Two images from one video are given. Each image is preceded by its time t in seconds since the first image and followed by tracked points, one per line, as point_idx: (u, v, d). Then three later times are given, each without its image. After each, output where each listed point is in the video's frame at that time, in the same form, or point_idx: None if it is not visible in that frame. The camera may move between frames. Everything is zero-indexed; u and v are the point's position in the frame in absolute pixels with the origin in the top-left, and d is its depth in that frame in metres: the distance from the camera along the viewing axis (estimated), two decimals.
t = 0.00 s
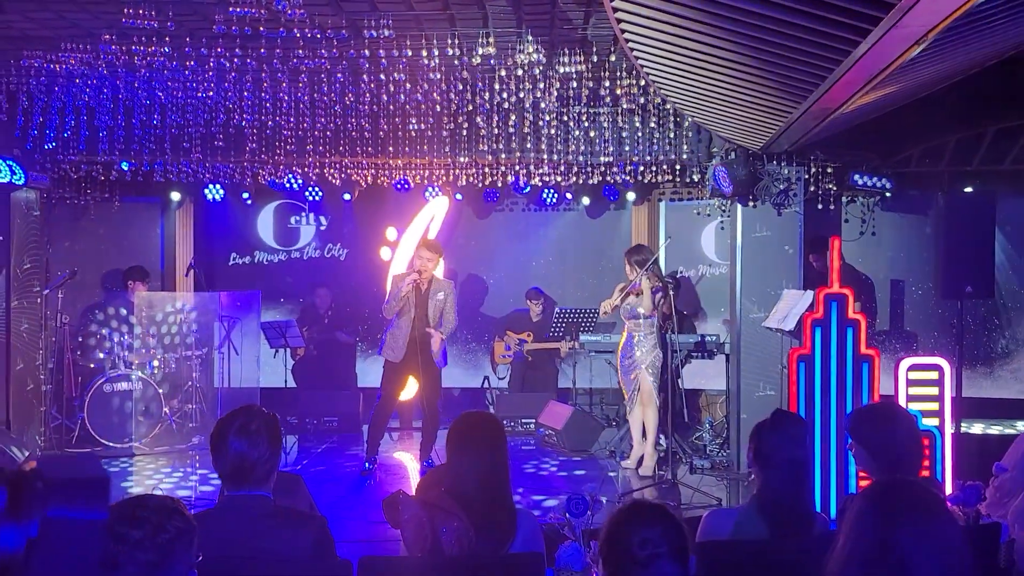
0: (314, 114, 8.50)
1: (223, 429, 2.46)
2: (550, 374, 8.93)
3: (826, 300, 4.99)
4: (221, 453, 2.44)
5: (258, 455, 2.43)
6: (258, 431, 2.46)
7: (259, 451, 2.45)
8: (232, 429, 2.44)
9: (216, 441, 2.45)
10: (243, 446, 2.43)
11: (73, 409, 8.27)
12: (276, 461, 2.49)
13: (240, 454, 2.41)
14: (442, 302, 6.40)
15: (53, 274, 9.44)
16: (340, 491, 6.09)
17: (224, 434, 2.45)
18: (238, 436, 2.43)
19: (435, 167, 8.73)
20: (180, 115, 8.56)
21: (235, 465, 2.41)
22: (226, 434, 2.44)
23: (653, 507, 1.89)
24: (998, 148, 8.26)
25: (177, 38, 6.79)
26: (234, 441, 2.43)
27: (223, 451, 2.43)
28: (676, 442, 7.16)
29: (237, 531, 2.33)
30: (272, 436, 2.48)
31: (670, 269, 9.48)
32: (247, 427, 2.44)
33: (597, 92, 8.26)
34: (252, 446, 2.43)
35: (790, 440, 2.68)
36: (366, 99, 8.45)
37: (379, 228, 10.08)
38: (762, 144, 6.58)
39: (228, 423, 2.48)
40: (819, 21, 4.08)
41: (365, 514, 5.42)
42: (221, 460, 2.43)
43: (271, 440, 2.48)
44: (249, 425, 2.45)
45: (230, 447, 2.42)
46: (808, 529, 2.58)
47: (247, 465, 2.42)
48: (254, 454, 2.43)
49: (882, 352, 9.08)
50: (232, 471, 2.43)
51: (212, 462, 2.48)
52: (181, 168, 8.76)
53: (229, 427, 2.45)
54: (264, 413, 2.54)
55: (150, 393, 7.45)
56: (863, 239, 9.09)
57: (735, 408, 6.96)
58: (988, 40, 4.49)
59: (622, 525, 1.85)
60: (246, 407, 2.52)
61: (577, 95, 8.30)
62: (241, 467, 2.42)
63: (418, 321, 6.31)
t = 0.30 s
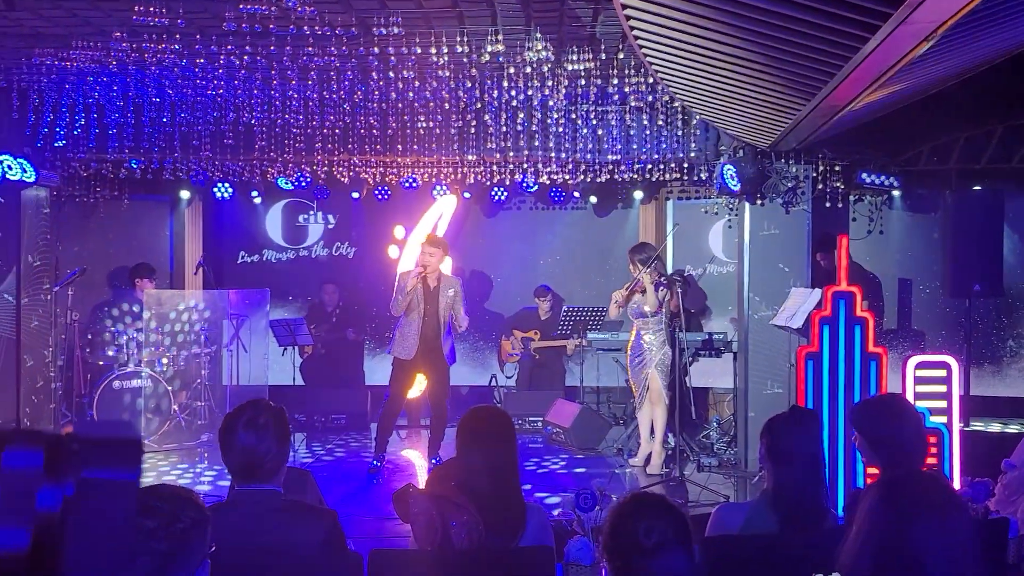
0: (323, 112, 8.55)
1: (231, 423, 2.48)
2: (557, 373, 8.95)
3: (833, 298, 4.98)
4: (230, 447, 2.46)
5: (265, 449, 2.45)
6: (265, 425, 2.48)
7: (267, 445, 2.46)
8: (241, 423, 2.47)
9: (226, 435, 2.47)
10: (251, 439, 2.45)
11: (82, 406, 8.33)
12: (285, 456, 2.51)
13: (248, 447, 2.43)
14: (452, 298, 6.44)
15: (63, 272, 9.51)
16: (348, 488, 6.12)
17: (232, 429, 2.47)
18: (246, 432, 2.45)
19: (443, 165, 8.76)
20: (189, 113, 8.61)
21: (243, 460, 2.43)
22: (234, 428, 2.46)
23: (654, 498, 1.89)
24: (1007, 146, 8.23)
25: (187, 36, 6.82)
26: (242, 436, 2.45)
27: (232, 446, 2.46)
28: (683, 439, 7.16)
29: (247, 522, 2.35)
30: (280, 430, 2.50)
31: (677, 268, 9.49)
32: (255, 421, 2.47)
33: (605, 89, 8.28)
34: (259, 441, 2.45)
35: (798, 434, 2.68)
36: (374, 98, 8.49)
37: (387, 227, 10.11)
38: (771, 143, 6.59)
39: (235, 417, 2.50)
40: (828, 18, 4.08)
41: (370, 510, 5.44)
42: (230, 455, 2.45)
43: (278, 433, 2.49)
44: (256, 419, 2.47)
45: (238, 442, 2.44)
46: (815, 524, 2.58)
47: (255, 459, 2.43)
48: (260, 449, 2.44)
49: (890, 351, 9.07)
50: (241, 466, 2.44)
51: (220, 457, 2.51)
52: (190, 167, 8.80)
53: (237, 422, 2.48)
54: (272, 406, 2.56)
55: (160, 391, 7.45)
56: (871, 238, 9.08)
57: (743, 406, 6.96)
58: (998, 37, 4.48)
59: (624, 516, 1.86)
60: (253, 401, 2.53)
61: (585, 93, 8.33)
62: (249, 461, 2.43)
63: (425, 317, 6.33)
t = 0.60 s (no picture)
0: (331, 111, 8.59)
1: (241, 419, 2.50)
2: (563, 371, 8.96)
3: (840, 296, 4.98)
4: (240, 442, 2.48)
5: (276, 443, 2.46)
6: (276, 419, 2.50)
7: (277, 439, 2.48)
8: (250, 418, 2.48)
9: (235, 431, 2.49)
10: (261, 433, 2.47)
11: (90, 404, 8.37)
12: (295, 451, 2.52)
13: (258, 441, 2.45)
14: (456, 296, 6.47)
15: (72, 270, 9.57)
16: (358, 485, 6.13)
17: (242, 425, 2.49)
18: (256, 427, 2.47)
19: (450, 164, 8.78)
20: (197, 112, 8.66)
21: (252, 454, 2.44)
22: (244, 424, 2.48)
23: (667, 489, 1.89)
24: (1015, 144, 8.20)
25: (196, 34, 6.85)
26: (253, 430, 2.47)
27: (243, 440, 2.47)
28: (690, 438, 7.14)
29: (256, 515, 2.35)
30: (290, 426, 2.52)
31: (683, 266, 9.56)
32: (265, 415, 2.48)
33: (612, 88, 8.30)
34: (269, 435, 2.47)
35: (803, 429, 2.66)
36: (381, 97, 8.52)
37: (393, 226, 10.14)
38: (778, 140, 6.57)
39: (245, 413, 2.52)
40: (835, 13, 4.07)
41: (380, 507, 5.46)
42: (240, 450, 2.47)
43: (287, 427, 2.51)
44: (265, 414, 2.49)
45: (249, 437, 2.46)
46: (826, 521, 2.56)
47: (265, 453, 2.44)
48: (270, 442, 2.45)
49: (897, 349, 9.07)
50: (250, 460, 2.45)
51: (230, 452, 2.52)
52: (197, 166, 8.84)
53: (247, 417, 2.49)
54: (281, 402, 2.58)
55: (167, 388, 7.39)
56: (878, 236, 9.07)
57: (749, 405, 6.97)
58: (1006, 32, 4.46)
59: (636, 505, 1.85)
60: (262, 396, 2.55)
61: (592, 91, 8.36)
62: (259, 456, 2.44)
63: (429, 315, 6.32)
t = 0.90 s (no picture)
0: (341, 107, 8.65)
1: (252, 410, 2.51)
2: (573, 368, 8.98)
3: (850, 290, 4.94)
4: (252, 432, 2.50)
5: (286, 432, 2.47)
6: (287, 409, 2.52)
7: (288, 429, 2.49)
8: (261, 409, 2.51)
9: (247, 421, 2.52)
10: (273, 423, 2.49)
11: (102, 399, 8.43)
12: (306, 441, 2.53)
13: (269, 432, 2.46)
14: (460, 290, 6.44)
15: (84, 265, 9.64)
16: (368, 480, 6.18)
17: (253, 416, 2.51)
18: (269, 418, 2.50)
19: (459, 160, 8.80)
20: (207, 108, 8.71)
21: (264, 445, 2.46)
22: (256, 416, 2.50)
23: (681, 476, 1.90)
24: None
25: (207, 30, 6.89)
26: (265, 421, 2.49)
27: (254, 431, 2.49)
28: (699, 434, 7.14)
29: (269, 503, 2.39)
30: (300, 416, 2.53)
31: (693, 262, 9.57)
32: (276, 405, 2.50)
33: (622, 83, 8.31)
34: (281, 425, 2.49)
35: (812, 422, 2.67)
36: (391, 93, 8.56)
37: (403, 222, 10.17)
38: (787, 135, 6.55)
39: (255, 404, 2.54)
40: (844, 6, 4.06)
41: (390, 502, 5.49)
42: (251, 441, 2.49)
43: (298, 419, 2.53)
44: (277, 405, 2.51)
45: (261, 428, 2.48)
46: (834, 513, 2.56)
47: (276, 444, 2.45)
48: (281, 433, 2.47)
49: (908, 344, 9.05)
50: (262, 450, 2.47)
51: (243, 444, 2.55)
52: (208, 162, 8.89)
53: (258, 408, 2.51)
54: (291, 392, 2.59)
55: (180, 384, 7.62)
56: (888, 232, 9.06)
57: (759, 401, 6.95)
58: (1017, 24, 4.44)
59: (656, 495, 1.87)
60: (271, 388, 2.56)
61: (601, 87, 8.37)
62: (270, 448, 2.46)
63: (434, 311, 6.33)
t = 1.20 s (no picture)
0: (348, 104, 8.71)
1: (264, 404, 2.53)
2: (580, 364, 8.99)
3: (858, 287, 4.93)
4: (262, 426, 2.51)
5: (296, 427, 2.49)
6: (298, 403, 2.54)
7: (298, 423, 2.51)
8: (273, 402, 2.53)
9: (259, 414, 2.53)
10: (283, 418, 2.50)
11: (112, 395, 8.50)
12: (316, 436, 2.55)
13: (280, 426, 2.47)
14: (459, 286, 6.44)
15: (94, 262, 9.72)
16: (376, 475, 6.21)
17: (265, 410, 2.52)
18: (280, 412, 2.51)
19: (465, 157, 8.83)
20: (216, 105, 8.77)
21: (274, 439, 2.47)
22: (268, 410, 2.52)
23: (692, 466, 1.91)
24: None
25: (215, 27, 6.93)
26: (277, 415, 2.50)
27: (265, 426, 2.50)
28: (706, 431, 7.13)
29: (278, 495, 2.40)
30: (310, 412, 2.55)
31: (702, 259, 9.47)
32: (288, 400, 2.53)
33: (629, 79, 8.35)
34: (291, 420, 2.50)
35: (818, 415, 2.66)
36: (399, 90, 8.60)
37: (411, 219, 10.18)
38: (794, 131, 6.55)
39: (267, 398, 2.56)
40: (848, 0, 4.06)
41: (399, 497, 5.51)
42: (262, 435, 2.50)
43: (309, 415, 2.55)
44: (288, 399, 2.53)
45: (271, 422, 2.49)
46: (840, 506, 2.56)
47: (287, 438, 2.47)
48: (292, 428, 2.48)
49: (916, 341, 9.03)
50: (272, 443, 2.47)
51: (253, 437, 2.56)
52: (216, 159, 8.95)
53: (270, 402, 2.53)
54: (301, 388, 2.61)
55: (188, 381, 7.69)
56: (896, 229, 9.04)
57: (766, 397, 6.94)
58: None
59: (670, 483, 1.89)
60: (281, 383, 2.58)
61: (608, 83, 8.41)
62: (281, 442, 2.47)
63: (434, 308, 6.33)
